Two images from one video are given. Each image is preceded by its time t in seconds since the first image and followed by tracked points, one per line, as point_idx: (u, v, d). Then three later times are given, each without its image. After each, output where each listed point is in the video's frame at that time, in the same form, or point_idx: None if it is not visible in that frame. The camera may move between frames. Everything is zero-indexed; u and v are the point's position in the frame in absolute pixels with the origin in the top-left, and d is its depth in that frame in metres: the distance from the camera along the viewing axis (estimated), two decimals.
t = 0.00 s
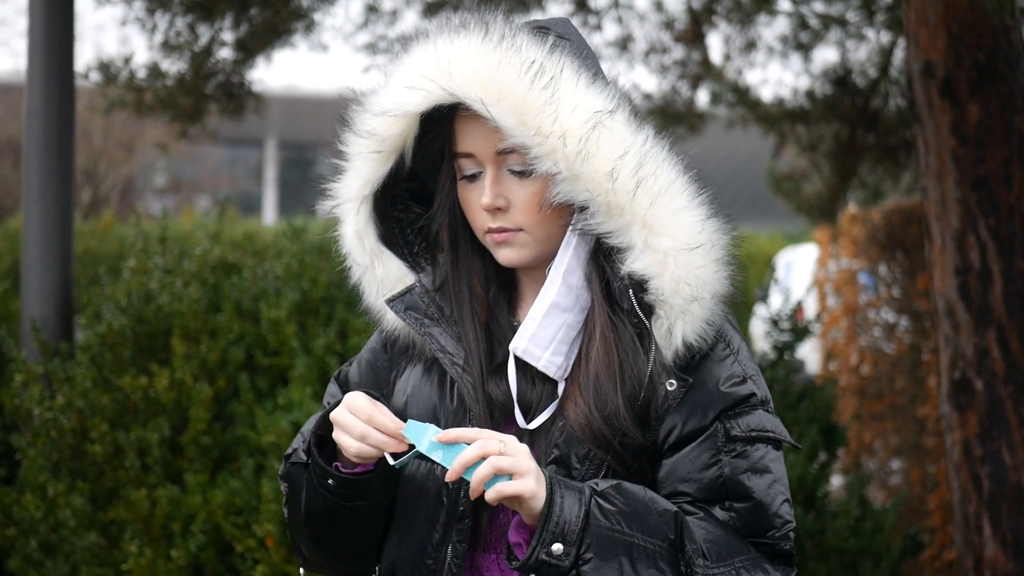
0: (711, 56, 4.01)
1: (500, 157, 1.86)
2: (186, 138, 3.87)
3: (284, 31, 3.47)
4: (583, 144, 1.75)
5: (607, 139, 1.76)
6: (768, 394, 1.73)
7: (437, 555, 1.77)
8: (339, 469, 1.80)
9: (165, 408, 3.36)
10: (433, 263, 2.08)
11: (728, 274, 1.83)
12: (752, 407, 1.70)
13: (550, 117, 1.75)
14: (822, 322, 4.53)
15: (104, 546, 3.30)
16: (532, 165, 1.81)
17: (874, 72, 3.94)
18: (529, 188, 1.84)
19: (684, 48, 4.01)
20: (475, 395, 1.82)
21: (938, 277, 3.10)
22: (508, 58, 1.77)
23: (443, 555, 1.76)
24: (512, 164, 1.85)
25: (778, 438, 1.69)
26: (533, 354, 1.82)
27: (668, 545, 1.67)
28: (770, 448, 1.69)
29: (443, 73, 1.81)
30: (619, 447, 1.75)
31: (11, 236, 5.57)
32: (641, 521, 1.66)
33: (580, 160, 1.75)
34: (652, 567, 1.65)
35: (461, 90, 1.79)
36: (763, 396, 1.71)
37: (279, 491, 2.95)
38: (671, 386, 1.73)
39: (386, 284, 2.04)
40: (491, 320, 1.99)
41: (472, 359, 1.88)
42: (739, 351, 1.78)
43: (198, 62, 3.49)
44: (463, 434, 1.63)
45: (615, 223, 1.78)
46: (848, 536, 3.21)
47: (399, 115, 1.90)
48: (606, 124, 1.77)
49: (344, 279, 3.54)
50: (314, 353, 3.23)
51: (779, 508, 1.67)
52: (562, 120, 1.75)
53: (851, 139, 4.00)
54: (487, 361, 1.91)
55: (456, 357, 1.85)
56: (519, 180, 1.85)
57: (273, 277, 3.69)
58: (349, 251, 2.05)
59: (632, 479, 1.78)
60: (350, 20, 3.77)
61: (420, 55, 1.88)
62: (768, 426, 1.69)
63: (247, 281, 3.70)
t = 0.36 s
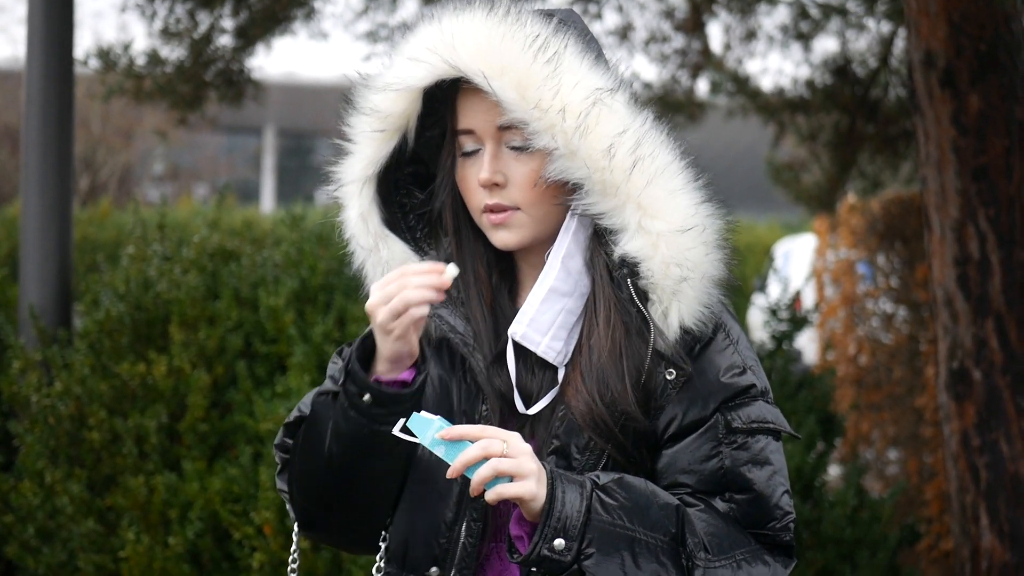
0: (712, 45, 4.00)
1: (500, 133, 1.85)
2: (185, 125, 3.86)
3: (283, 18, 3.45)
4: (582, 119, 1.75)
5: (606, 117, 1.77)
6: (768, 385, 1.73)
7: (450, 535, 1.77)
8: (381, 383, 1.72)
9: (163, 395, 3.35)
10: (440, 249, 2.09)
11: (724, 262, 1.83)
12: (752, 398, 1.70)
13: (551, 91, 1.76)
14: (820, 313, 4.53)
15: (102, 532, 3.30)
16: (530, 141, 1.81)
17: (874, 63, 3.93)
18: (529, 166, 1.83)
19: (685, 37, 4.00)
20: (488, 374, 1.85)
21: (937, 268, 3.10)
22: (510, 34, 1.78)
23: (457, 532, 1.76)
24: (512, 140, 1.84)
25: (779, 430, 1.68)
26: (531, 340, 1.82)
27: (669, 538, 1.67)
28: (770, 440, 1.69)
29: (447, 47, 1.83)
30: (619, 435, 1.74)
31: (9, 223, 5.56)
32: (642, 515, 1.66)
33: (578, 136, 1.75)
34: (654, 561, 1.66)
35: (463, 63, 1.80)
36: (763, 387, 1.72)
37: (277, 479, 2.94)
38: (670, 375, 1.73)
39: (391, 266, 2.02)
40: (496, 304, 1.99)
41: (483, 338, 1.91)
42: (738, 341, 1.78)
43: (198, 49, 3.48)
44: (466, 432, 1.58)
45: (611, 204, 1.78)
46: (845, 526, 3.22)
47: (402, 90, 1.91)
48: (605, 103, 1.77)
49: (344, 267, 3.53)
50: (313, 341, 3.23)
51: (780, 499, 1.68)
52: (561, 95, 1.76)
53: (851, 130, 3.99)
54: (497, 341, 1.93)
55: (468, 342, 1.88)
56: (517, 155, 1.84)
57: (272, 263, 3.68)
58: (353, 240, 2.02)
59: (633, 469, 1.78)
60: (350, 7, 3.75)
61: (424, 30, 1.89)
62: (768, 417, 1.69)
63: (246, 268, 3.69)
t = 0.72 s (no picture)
0: (713, 45, 4.01)
1: (513, 127, 1.87)
2: (186, 123, 3.86)
3: (285, 16, 3.45)
4: (608, 116, 1.78)
5: (630, 116, 1.80)
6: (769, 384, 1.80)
7: (490, 517, 1.74)
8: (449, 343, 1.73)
9: (163, 393, 3.35)
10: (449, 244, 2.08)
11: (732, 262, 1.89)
12: (758, 395, 1.76)
13: (576, 87, 1.78)
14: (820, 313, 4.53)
15: (101, 531, 3.30)
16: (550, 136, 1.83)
17: (875, 62, 3.93)
18: (541, 163, 1.86)
19: (686, 36, 4.00)
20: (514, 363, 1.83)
21: (938, 268, 3.11)
22: (536, 29, 1.80)
23: (496, 516, 1.74)
24: (525, 135, 1.87)
25: (783, 426, 1.75)
26: (538, 338, 1.81)
27: (683, 536, 1.71)
28: (776, 437, 1.75)
29: (468, 38, 1.83)
30: (632, 433, 1.77)
31: (9, 219, 5.56)
32: (656, 512, 1.70)
33: (602, 133, 1.78)
34: (668, 558, 1.69)
35: (484, 56, 1.80)
36: (767, 385, 1.78)
37: (277, 478, 2.94)
38: (679, 373, 1.77)
39: (405, 256, 1.96)
40: (511, 295, 1.97)
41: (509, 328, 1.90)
42: (740, 340, 1.84)
43: (199, 47, 3.48)
44: (481, 435, 1.59)
45: (628, 202, 1.82)
46: (844, 527, 3.22)
47: (418, 81, 1.90)
48: (629, 101, 1.81)
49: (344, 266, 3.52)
50: (313, 340, 3.22)
51: (786, 494, 1.73)
52: (587, 92, 1.78)
53: (852, 129, 4.00)
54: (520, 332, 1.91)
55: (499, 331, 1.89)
56: (530, 151, 1.86)
57: (272, 261, 3.68)
58: (359, 229, 1.99)
59: (641, 469, 1.81)
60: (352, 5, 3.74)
61: (444, 22, 1.89)
62: (774, 414, 1.75)
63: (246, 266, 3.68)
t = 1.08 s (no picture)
0: (720, 37, 4.00)
1: (526, 120, 1.87)
2: (193, 115, 3.86)
3: (291, 8, 3.45)
4: (630, 111, 1.80)
5: (651, 110, 1.82)
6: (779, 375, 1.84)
7: (510, 507, 1.72)
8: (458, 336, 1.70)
9: (170, 384, 3.35)
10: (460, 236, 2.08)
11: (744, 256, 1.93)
12: (770, 384, 1.79)
13: (598, 81, 1.79)
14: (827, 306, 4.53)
15: (109, 523, 3.30)
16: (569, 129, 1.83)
17: (883, 55, 3.93)
18: (554, 156, 1.86)
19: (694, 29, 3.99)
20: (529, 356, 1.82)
21: (947, 260, 3.11)
22: (558, 22, 1.80)
23: (517, 504, 1.72)
24: (538, 129, 1.87)
25: (795, 415, 1.77)
26: (560, 330, 1.81)
27: (706, 524, 1.72)
28: (788, 426, 1.78)
29: (485, 30, 1.82)
30: (651, 424, 1.78)
31: (17, 213, 5.56)
32: (681, 501, 1.70)
33: (624, 127, 1.79)
34: (694, 546, 1.70)
35: (502, 49, 1.80)
36: (778, 375, 1.81)
37: (283, 469, 2.94)
38: (696, 363, 1.79)
39: (411, 247, 1.95)
40: (517, 285, 1.95)
41: (522, 320, 1.89)
42: (749, 331, 1.88)
43: (206, 39, 3.48)
44: (515, 424, 1.58)
45: (646, 194, 1.84)
46: (852, 519, 3.22)
47: (434, 72, 1.89)
48: (649, 96, 1.82)
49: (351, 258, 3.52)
50: (321, 331, 3.22)
51: (800, 482, 1.77)
52: (609, 86, 1.79)
53: (859, 122, 3.99)
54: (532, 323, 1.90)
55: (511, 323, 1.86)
56: (543, 145, 1.86)
57: (280, 253, 3.67)
58: (362, 217, 1.97)
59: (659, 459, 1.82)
60: None
61: (459, 12, 1.88)
62: (788, 404, 1.78)
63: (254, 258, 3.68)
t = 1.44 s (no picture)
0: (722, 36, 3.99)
1: (540, 115, 1.87)
2: (195, 117, 3.86)
3: (292, 10, 3.45)
4: (650, 105, 1.81)
5: (670, 107, 1.84)
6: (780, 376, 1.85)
7: (489, 529, 1.72)
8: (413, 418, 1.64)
9: (174, 387, 3.34)
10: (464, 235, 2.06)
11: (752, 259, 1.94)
12: (773, 385, 1.81)
13: (619, 75, 1.81)
14: (830, 304, 4.53)
15: (113, 526, 3.30)
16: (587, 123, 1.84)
17: (885, 53, 3.92)
18: (567, 152, 1.86)
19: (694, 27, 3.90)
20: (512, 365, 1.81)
21: (949, 257, 3.10)
22: (579, 18, 1.81)
23: (495, 525, 1.71)
24: (551, 124, 1.87)
25: (796, 415, 1.79)
26: (560, 328, 1.81)
27: (708, 521, 1.72)
28: (790, 426, 1.79)
29: (505, 21, 1.81)
30: (655, 423, 1.78)
31: (21, 216, 5.57)
32: (684, 497, 1.70)
33: (644, 122, 1.81)
34: (695, 543, 1.70)
35: (522, 40, 1.79)
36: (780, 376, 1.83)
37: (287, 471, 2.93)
38: (702, 362, 1.79)
39: (410, 250, 1.95)
40: (510, 289, 1.93)
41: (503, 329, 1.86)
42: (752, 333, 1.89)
43: (207, 40, 3.47)
44: (534, 402, 1.60)
45: (660, 191, 1.84)
46: (857, 518, 3.21)
47: (450, 62, 1.87)
48: (668, 93, 1.85)
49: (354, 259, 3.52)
50: (324, 333, 3.22)
51: (802, 483, 1.77)
52: (629, 81, 1.81)
53: (862, 120, 3.98)
54: (520, 330, 1.88)
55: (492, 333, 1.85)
56: (556, 140, 1.87)
57: (282, 256, 3.67)
58: (364, 216, 1.97)
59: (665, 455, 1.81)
60: None
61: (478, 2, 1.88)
62: (791, 404, 1.79)
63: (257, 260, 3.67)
